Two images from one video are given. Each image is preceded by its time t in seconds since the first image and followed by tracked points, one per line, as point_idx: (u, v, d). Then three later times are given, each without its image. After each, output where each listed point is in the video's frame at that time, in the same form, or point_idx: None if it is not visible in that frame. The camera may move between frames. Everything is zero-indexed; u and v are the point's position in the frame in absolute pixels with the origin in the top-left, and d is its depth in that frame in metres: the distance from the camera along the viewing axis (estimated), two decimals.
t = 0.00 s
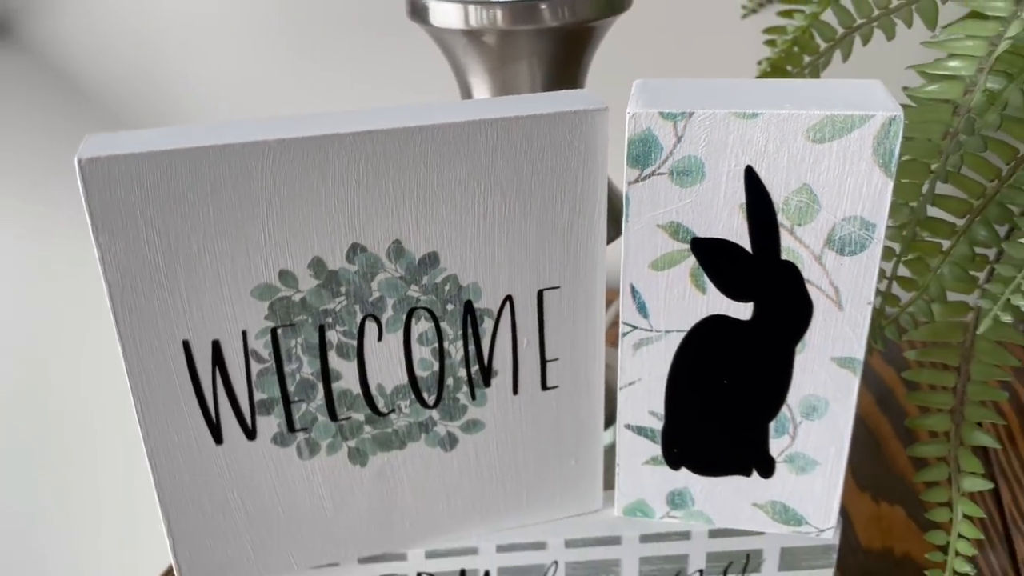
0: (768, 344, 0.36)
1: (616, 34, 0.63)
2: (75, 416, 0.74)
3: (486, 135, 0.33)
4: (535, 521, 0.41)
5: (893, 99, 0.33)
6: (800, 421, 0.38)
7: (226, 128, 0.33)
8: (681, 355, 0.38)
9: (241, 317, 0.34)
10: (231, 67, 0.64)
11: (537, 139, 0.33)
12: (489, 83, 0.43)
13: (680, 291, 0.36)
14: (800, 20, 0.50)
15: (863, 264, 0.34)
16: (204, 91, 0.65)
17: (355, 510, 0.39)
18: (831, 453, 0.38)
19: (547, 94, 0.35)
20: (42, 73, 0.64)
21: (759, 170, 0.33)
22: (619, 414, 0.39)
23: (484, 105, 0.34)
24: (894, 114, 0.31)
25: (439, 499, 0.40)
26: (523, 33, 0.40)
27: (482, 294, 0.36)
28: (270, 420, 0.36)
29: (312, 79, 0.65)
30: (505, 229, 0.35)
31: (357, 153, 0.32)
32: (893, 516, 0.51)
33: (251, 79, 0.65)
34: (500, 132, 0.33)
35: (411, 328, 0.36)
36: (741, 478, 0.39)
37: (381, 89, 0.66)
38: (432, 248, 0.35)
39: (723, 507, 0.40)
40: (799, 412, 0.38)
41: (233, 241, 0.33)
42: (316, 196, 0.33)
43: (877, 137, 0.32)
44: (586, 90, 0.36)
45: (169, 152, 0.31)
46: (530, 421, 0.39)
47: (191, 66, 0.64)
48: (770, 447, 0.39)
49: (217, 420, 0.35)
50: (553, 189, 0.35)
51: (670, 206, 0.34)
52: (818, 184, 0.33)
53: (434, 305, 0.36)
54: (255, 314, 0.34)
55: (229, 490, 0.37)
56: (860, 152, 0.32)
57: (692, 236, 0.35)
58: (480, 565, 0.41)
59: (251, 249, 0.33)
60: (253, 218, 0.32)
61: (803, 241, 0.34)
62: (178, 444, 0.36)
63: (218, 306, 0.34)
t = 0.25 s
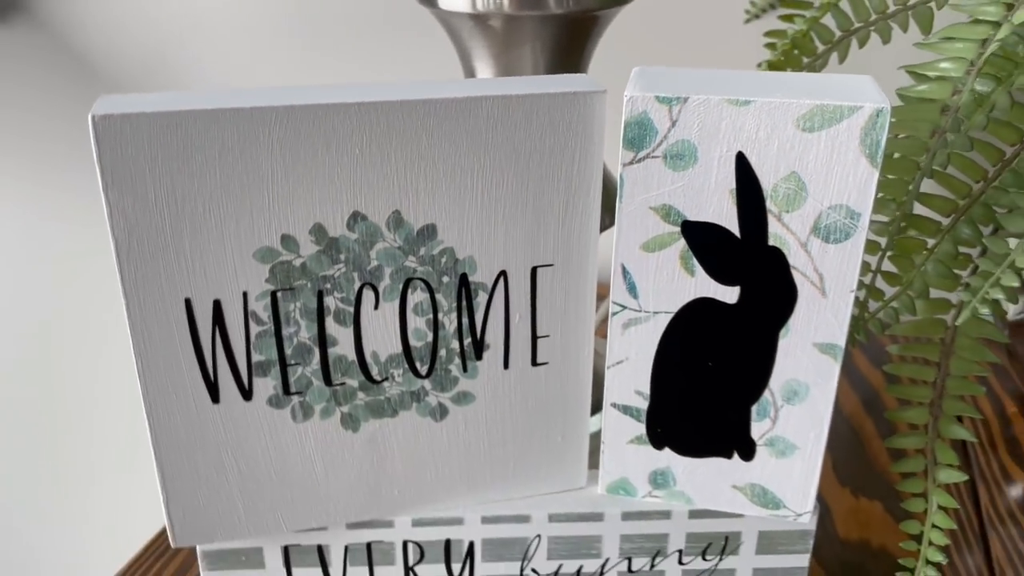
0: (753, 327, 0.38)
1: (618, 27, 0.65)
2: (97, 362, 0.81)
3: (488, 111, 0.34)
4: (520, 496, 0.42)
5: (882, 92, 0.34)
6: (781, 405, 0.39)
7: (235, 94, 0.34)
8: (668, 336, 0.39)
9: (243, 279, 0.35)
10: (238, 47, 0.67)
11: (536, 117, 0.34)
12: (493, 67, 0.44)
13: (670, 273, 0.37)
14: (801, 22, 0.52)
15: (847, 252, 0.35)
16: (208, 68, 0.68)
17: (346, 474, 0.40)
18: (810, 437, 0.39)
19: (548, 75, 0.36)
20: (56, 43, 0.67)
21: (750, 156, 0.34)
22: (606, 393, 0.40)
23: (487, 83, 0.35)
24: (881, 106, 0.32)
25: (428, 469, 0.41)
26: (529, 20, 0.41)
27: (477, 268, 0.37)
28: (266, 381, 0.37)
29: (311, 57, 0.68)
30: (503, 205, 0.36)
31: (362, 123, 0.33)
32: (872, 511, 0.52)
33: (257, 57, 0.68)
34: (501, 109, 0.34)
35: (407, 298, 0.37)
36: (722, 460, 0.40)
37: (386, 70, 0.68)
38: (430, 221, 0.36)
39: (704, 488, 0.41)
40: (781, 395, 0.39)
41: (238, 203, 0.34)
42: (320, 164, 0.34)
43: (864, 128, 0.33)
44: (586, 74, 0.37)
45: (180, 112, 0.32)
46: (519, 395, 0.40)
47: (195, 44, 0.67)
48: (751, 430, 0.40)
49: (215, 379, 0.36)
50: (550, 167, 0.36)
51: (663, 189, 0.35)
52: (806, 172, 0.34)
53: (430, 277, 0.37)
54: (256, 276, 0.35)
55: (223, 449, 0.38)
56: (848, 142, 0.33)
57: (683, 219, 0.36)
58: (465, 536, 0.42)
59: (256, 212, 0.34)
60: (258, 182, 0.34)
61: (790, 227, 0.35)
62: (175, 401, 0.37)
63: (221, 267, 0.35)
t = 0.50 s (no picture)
0: (744, 311, 0.39)
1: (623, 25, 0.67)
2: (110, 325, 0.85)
3: (498, 93, 0.36)
4: (515, 468, 0.44)
5: (874, 89, 0.35)
6: (768, 388, 0.41)
7: (257, 66, 0.35)
8: (662, 317, 0.40)
9: (258, 244, 0.37)
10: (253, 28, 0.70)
11: (544, 101, 0.36)
12: (504, 55, 0.46)
13: (666, 256, 0.39)
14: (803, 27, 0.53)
15: (836, 241, 0.37)
16: (224, 47, 0.71)
17: (348, 440, 0.41)
18: (795, 420, 0.41)
19: (558, 62, 0.38)
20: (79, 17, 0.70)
21: (747, 146, 0.36)
22: (600, 371, 0.42)
23: (498, 67, 0.37)
24: (872, 102, 0.34)
25: (427, 438, 0.42)
26: (540, 11, 0.42)
27: (482, 244, 0.39)
28: (275, 344, 0.39)
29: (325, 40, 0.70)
30: (509, 184, 0.38)
31: (378, 99, 0.35)
32: (854, 502, 0.53)
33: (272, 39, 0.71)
34: (511, 91, 0.36)
35: (413, 271, 0.39)
36: (709, 440, 0.42)
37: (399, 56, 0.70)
38: (439, 196, 0.37)
39: (691, 467, 0.43)
40: (769, 378, 0.40)
41: (257, 171, 0.35)
42: (337, 137, 0.35)
43: (856, 122, 0.34)
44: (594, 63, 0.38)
45: (206, 81, 0.33)
46: (517, 370, 0.42)
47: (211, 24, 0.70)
48: (739, 412, 0.41)
49: (226, 340, 0.38)
50: (556, 150, 0.37)
51: (663, 174, 0.37)
52: (800, 162, 0.36)
53: (437, 251, 0.39)
54: (271, 242, 0.37)
55: (231, 409, 0.40)
56: (840, 134, 0.35)
57: (681, 204, 0.38)
58: (460, 505, 0.43)
59: (273, 180, 0.36)
60: (276, 151, 0.35)
61: (782, 215, 0.37)
62: (188, 360, 0.38)
63: (237, 232, 0.36)
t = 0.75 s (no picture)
0: (732, 290, 0.41)
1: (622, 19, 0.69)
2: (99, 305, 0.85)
3: (503, 72, 0.37)
4: (508, 439, 0.45)
5: (861, 77, 0.37)
6: (754, 364, 0.42)
7: (272, 40, 0.37)
8: (654, 294, 0.42)
9: (267, 212, 0.38)
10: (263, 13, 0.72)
11: (547, 81, 0.38)
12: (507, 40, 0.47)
13: (659, 235, 0.41)
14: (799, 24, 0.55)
15: (821, 222, 0.39)
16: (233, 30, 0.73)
17: (349, 406, 0.43)
18: (779, 396, 0.43)
19: (560, 46, 0.40)
20: None
21: (738, 128, 0.37)
22: (593, 346, 0.44)
23: (503, 48, 0.39)
24: (858, 88, 0.36)
25: (424, 407, 0.44)
26: None
27: (483, 219, 0.40)
28: (282, 310, 0.40)
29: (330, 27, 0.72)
30: (510, 161, 0.39)
31: (387, 75, 0.36)
32: (837, 486, 0.55)
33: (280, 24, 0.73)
34: (514, 70, 0.37)
35: (416, 243, 0.40)
36: (697, 414, 0.44)
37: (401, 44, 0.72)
38: (442, 171, 0.39)
39: (679, 441, 0.45)
40: (755, 355, 0.42)
41: (269, 141, 0.37)
42: (346, 110, 0.37)
43: (843, 106, 0.36)
44: (595, 48, 0.40)
45: (224, 52, 0.35)
46: (513, 343, 0.43)
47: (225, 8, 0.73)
48: (725, 387, 0.43)
49: (235, 304, 0.40)
50: (556, 129, 0.39)
51: (657, 155, 0.39)
52: (788, 145, 0.37)
53: (439, 224, 0.40)
54: (280, 211, 0.39)
55: (237, 371, 0.41)
56: (828, 119, 0.37)
57: (674, 183, 0.39)
58: (455, 473, 0.45)
59: (284, 150, 0.37)
60: (288, 122, 0.37)
61: (771, 196, 0.39)
62: (197, 321, 0.40)
63: (248, 199, 0.38)
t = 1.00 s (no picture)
0: (717, 285, 0.43)
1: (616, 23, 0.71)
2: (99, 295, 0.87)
3: (500, 74, 0.39)
4: (502, 428, 0.47)
5: (842, 82, 0.39)
6: (738, 357, 0.44)
7: (279, 41, 0.39)
8: (643, 289, 0.44)
9: (273, 205, 0.40)
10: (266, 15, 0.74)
11: (541, 83, 0.39)
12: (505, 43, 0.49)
13: (648, 232, 0.42)
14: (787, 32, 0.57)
15: (803, 220, 0.40)
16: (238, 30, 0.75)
17: (348, 393, 0.45)
18: (762, 388, 0.45)
19: (555, 50, 0.41)
20: None
21: (724, 130, 0.39)
22: (585, 338, 0.45)
23: (500, 51, 0.40)
24: (838, 92, 0.38)
25: (421, 396, 0.45)
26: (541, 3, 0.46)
27: (479, 215, 0.42)
28: (286, 300, 0.42)
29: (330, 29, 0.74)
30: (506, 159, 0.41)
31: (389, 75, 0.38)
32: (821, 479, 0.57)
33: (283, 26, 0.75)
34: (511, 72, 0.39)
35: (415, 237, 0.42)
36: (683, 405, 0.46)
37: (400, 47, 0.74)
38: (441, 168, 0.41)
39: (666, 431, 0.46)
40: (739, 348, 0.44)
41: (275, 137, 0.39)
42: (350, 108, 0.39)
43: (824, 110, 0.38)
44: (589, 52, 0.42)
45: (233, 51, 0.37)
46: (507, 335, 0.45)
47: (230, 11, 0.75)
48: (711, 379, 0.45)
49: (240, 294, 0.42)
50: (550, 129, 0.41)
51: (647, 155, 0.40)
52: (772, 146, 0.39)
53: (437, 219, 0.42)
54: (285, 204, 0.40)
55: (241, 358, 0.43)
56: (809, 122, 0.38)
57: (663, 182, 0.41)
58: (450, 460, 0.47)
59: (290, 147, 0.39)
60: (294, 119, 0.38)
61: (755, 196, 0.40)
62: (204, 310, 0.42)
63: (255, 193, 0.40)
